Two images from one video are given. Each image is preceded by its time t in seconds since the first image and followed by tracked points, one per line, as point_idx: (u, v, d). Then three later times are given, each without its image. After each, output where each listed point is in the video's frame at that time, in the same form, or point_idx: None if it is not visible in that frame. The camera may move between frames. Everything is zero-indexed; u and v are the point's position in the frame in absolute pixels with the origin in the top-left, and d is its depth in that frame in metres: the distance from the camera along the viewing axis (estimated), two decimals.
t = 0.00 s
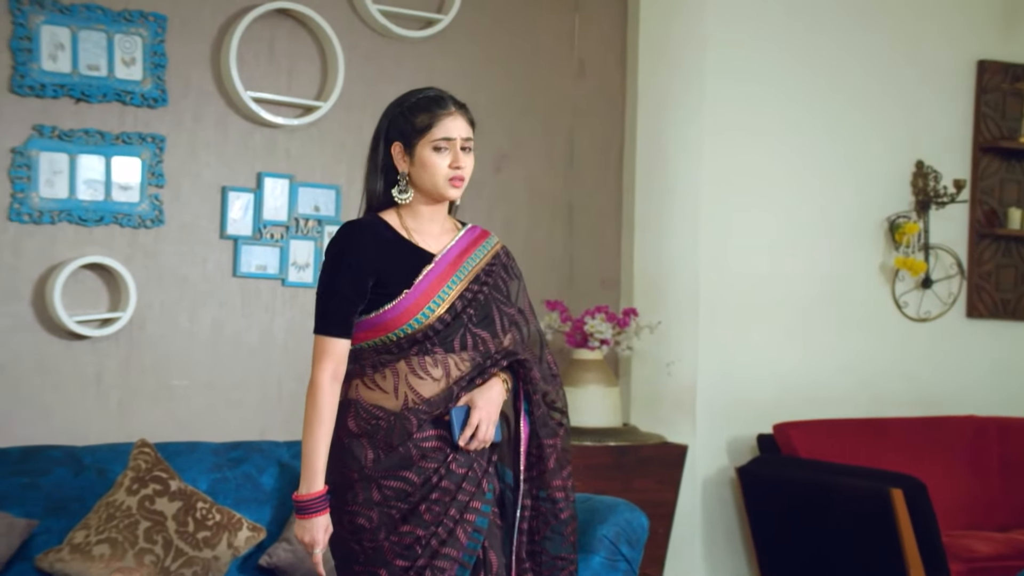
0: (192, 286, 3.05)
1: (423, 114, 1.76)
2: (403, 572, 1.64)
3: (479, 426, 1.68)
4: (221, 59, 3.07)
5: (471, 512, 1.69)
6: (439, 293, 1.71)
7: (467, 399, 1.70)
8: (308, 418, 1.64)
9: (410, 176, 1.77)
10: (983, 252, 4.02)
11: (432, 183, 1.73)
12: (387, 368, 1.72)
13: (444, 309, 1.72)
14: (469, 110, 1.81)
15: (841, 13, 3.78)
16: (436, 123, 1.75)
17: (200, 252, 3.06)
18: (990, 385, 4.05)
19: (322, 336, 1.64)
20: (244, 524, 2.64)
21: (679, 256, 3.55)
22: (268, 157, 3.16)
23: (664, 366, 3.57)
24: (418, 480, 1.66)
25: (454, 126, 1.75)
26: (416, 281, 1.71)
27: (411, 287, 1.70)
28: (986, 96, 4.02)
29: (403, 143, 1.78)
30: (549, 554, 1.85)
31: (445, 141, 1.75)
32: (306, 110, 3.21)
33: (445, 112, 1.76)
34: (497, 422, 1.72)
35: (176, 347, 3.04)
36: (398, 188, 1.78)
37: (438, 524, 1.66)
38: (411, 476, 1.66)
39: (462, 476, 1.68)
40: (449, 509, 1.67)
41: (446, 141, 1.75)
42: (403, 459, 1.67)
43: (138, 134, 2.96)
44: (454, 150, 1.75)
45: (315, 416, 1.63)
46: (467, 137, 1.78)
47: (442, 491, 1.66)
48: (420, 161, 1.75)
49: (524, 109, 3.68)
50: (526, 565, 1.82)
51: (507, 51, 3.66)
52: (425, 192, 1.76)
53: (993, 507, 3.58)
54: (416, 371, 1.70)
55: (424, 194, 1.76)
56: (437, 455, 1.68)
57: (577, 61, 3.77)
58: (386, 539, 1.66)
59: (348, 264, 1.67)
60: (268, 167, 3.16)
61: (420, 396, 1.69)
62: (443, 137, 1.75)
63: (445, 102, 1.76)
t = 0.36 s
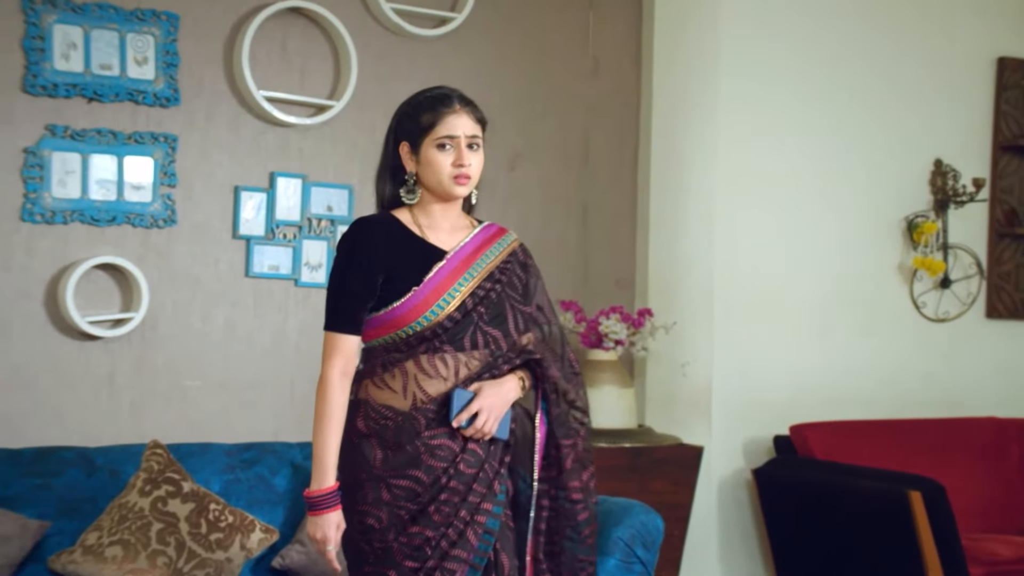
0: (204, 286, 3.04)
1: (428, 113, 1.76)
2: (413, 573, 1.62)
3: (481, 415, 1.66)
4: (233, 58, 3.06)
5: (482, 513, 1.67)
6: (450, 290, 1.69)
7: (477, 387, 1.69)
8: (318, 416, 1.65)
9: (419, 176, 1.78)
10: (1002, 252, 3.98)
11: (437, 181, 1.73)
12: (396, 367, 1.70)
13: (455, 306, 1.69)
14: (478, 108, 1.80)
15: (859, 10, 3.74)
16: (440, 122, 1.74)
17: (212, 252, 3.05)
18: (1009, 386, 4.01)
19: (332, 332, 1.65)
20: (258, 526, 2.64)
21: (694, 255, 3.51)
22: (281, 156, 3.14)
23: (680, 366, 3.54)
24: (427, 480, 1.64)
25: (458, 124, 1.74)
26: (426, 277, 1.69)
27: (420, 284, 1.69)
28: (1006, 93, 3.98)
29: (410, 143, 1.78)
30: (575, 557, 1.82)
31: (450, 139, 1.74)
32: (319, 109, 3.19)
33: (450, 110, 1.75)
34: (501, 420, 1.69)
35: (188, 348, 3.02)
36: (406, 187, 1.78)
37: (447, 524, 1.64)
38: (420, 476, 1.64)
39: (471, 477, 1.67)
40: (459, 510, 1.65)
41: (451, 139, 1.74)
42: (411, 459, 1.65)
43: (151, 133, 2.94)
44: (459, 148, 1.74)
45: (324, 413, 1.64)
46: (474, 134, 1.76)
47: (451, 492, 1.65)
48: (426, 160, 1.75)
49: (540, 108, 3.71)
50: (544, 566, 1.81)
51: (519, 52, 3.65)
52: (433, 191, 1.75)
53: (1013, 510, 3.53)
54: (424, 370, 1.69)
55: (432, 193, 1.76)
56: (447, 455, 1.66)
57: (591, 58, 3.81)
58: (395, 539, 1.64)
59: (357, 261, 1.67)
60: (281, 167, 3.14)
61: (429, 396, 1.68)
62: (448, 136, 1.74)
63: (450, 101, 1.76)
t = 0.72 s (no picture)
0: (217, 286, 3.00)
1: (443, 111, 1.73)
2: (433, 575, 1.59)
3: (495, 416, 1.62)
4: (246, 56, 3.02)
5: (503, 515, 1.62)
6: (470, 286, 1.66)
7: (494, 386, 1.66)
8: (339, 415, 1.63)
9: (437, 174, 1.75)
10: None
11: (453, 179, 1.71)
12: (416, 366, 1.67)
13: (474, 302, 1.66)
14: (496, 103, 1.76)
15: (880, 6, 3.68)
16: (455, 120, 1.71)
17: (226, 252, 3.02)
18: None
19: (352, 329, 1.63)
20: (271, 529, 2.60)
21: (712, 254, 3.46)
22: (295, 155, 3.11)
23: (698, 368, 3.49)
24: (447, 481, 1.61)
25: (473, 121, 1.71)
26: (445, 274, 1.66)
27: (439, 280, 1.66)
28: None
29: (427, 142, 1.76)
30: (611, 561, 1.77)
31: (465, 137, 1.71)
32: (333, 107, 3.16)
33: (465, 108, 1.72)
34: (519, 420, 1.65)
35: (201, 349, 2.99)
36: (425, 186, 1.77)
37: (468, 526, 1.60)
38: (440, 477, 1.61)
39: (492, 478, 1.62)
40: (480, 512, 1.60)
41: (466, 137, 1.71)
42: (431, 459, 1.62)
43: (163, 132, 2.91)
44: (474, 146, 1.71)
45: (345, 412, 1.63)
46: (491, 131, 1.73)
47: (471, 494, 1.60)
48: (442, 159, 1.73)
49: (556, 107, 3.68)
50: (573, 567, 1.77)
51: (535, 49, 3.61)
52: (450, 189, 1.73)
53: None
54: (444, 368, 1.65)
55: (450, 191, 1.73)
56: (467, 455, 1.62)
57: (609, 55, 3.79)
58: (415, 541, 1.60)
59: (376, 256, 1.65)
60: (295, 166, 3.11)
61: (448, 395, 1.64)
62: (463, 134, 1.71)
63: (466, 98, 1.72)
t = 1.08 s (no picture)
0: (225, 287, 2.95)
1: (462, 109, 1.69)
2: None
3: (518, 418, 1.58)
4: (254, 52, 2.97)
5: (527, 519, 1.58)
6: (492, 284, 1.63)
7: (516, 388, 1.62)
8: (359, 416, 1.62)
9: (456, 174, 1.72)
10: None
11: (471, 179, 1.67)
12: (438, 367, 1.64)
13: (497, 300, 1.63)
14: (517, 100, 1.71)
15: None
16: (473, 119, 1.67)
17: (234, 252, 2.96)
18: None
19: (374, 330, 1.62)
20: (280, 533, 2.54)
21: (728, 253, 3.38)
22: (304, 153, 3.06)
23: (714, 371, 3.39)
24: (469, 484, 1.57)
25: (492, 120, 1.67)
26: (465, 272, 1.63)
27: (460, 279, 1.63)
28: None
29: (447, 140, 1.73)
30: (641, 563, 1.71)
31: (484, 136, 1.67)
32: (343, 105, 3.11)
33: (484, 106, 1.68)
34: (544, 420, 1.62)
35: (209, 351, 2.94)
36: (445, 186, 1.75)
37: (490, 530, 1.56)
38: (462, 479, 1.57)
39: (516, 481, 1.58)
40: (502, 516, 1.56)
41: (485, 136, 1.67)
42: (453, 462, 1.58)
43: (170, 130, 2.86)
44: (492, 145, 1.67)
45: (365, 414, 1.62)
46: (511, 129, 1.69)
47: (494, 497, 1.56)
48: (460, 158, 1.69)
49: (569, 104, 3.61)
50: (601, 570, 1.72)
51: (547, 45, 3.55)
52: (469, 188, 1.69)
53: None
54: (466, 370, 1.62)
55: (468, 190, 1.70)
56: (490, 458, 1.58)
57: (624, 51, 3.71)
58: (436, 544, 1.57)
59: (397, 256, 1.63)
60: (304, 164, 3.06)
61: (470, 396, 1.61)
62: (481, 132, 1.67)
63: (485, 95, 1.68)
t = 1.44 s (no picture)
0: (231, 288, 2.90)
1: (479, 106, 1.65)
2: None
3: (537, 422, 1.55)
4: (261, 48, 2.92)
5: (542, 524, 1.56)
6: (509, 284, 1.59)
7: (533, 392, 1.59)
8: (373, 419, 1.58)
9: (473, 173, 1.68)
10: None
11: (487, 178, 1.63)
12: (455, 368, 1.61)
13: (514, 301, 1.59)
14: (535, 97, 1.67)
15: None
16: (490, 116, 1.64)
17: (240, 252, 2.91)
18: None
19: (389, 330, 1.58)
20: (286, 538, 2.49)
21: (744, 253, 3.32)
22: (311, 151, 3.01)
23: (729, 371, 3.35)
24: (484, 487, 1.54)
25: (509, 117, 1.63)
26: (482, 272, 1.59)
27: (476, 279, 1.59)
28: None
29: (463, 138, 1.69)
30: (660, 569, 1.68)
31: (500, 134, 1.63)
32: (350, 102, 3.06)
33: (501, 103, 1.64)
34: (561, 423, 1.59)
35: (214, 352, 2.89)
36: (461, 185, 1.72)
37: (506, 534, 1.53)
38: (477, 483, 1.54)
39: (532, 486, 1.55)
40: (519, 520, 1.54)
41: (501, 134, 1.63)
42: (468, 465, 1.55)
43: (175, 127, 2.82)
44: (509, 143, 1.63)
45: (379, 416, 1.58)
46: (528, 127, 1.65)
47: (510, 501, 1.54)
48: (477, 156, 1.65)
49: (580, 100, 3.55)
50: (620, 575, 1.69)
51: (558, 41, 3.49)
52: (485, 187, 1.65)
53: None
54: (483, 372, 1.59)
55: (485, 189, 1.66)
56: (506, 462, 1.55)
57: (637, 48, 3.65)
58: (450, 549, 1.54)
59: (413, 256, 1.58)
60: (311, 162, 3.01)
61: (486, 399, 1.58)
62: (498, 130, 1.63)
63: (503, 93, 1.65)
